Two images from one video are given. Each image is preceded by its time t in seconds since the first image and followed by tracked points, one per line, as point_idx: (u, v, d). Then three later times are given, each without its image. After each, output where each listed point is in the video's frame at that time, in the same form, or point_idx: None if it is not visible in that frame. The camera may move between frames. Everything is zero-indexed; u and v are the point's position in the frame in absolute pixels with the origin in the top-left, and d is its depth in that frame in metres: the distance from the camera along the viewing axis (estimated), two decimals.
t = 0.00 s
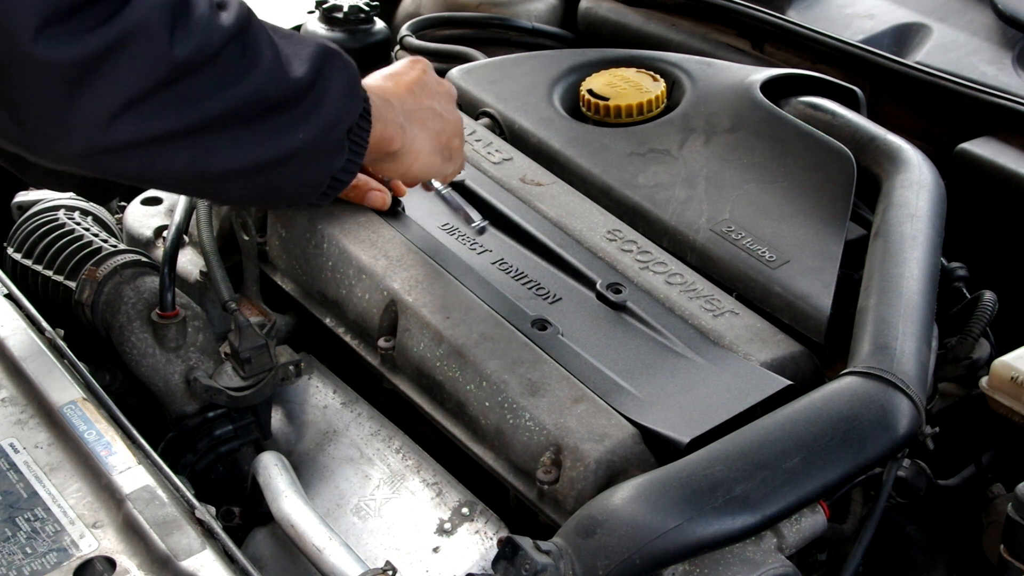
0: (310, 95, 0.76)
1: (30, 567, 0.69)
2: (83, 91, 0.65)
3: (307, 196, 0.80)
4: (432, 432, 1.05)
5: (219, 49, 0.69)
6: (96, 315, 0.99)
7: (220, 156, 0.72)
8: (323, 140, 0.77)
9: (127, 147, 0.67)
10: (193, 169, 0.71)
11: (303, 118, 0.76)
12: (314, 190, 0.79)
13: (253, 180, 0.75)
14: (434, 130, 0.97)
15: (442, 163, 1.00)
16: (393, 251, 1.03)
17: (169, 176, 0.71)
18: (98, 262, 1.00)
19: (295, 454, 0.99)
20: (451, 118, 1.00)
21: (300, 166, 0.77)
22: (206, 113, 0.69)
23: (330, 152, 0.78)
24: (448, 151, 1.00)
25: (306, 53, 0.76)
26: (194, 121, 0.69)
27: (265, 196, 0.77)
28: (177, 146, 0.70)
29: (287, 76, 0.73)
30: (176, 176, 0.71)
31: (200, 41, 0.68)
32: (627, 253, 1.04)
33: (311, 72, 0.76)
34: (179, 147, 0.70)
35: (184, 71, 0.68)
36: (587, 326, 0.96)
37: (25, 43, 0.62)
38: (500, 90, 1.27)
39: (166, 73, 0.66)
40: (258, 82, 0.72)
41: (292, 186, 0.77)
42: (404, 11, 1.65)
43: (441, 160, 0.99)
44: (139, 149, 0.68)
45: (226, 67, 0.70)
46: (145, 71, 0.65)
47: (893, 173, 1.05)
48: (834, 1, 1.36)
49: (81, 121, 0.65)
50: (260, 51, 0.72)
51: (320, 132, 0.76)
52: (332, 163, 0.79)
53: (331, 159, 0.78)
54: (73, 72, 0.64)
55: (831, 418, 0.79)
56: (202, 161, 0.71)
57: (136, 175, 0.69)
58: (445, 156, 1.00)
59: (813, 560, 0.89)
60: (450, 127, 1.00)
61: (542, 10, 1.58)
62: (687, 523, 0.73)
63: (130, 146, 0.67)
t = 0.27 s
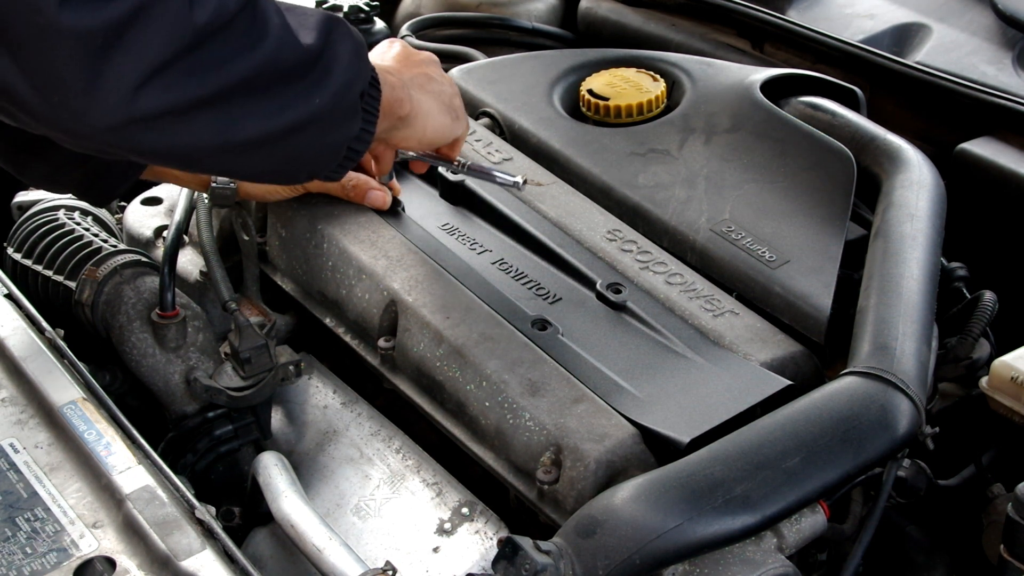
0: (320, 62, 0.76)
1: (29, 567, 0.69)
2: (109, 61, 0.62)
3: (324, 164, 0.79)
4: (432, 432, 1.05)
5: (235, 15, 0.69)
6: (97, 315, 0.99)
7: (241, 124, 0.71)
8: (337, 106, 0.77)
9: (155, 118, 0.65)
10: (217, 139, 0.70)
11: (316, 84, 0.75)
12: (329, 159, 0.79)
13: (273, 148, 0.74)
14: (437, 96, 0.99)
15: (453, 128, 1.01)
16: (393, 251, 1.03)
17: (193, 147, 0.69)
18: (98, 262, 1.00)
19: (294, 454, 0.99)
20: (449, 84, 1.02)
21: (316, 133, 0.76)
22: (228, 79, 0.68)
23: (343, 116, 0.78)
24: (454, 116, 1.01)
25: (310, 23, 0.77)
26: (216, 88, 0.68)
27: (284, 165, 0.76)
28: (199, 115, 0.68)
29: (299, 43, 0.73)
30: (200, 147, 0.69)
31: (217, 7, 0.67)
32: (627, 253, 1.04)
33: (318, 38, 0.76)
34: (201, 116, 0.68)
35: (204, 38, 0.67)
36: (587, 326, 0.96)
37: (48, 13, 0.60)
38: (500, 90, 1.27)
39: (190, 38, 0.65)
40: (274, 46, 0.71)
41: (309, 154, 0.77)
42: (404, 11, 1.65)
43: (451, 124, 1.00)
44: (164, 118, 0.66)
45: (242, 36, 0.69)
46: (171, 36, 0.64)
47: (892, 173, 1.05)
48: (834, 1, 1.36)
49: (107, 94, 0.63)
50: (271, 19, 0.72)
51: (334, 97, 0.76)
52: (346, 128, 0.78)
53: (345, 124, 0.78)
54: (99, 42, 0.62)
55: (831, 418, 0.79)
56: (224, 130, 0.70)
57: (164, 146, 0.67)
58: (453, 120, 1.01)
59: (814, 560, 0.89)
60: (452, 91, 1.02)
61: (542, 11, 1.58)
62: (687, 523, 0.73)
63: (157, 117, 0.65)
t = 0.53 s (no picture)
0: (314, 49, 0.76)
1: (29, 567, 0.69)
2: (106, 56, 0.64)
3: (320, 148, 0.80)
4: (432, 432, 1.05)
5: (229, 7, 0.69)
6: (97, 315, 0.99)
7: (238, 114, 0.72)
8: (330, 93, 0.77)
9: (152, 111, 0.67)
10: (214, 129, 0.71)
11: (310, 72, 0.75)
12: (324, 145, 0.80)
13: (269, 137, 0.75)
14: (426, 84, 0.99)
15: (441, 116, 1.01)
16: (393, 251, 1.03)
17: (190, 137, 0.70)
18: (98, 262, 1.00)
19: (294, 454, 0.99)
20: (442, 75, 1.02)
21: (310, 119, 0.77)
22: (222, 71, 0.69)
23: (337, 102, 0.78)
24: (443, 102, 1.01)
25: (302, 10, 0.76)
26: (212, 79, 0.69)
27: (280, 152, 0.77)
28: (196, 106, 0.70)
29: (291, 32, 0.73)
30: (197, 137, 0.71)
31: None
32: (627, 253, 1.04)
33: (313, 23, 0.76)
34: (199, 107, 0.70)
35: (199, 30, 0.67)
36: (587, 326, 0.96)
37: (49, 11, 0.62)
38: (500, 90, 1.27)
39: (185, 32, 0.66)
40: (268, 36, 0.71)
41: (304, 140, 0.78)
42: (404, 11, 1.64)
43: (438, 112, 1.00)
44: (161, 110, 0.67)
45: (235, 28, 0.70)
46: (166, 30, 0.65)
47: (893, 173, 1.05)
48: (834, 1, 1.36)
49: (107, 88, 0.65)
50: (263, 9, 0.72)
51: (326, 84, 0.76)
52: (339, 113, 0.79)
53: (339, 110, 0.79)
54: (96, 39, 0.63)
55: (831, 418, 0.79)
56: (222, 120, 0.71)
57: (162, 137, 0.69)
58: (441, 107, 1.01)
59: (814, 560, 0.89)
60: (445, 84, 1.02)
61: (542, 11, 1.58)
62: (687, 523, 0.73)
63: (154, 109, 0.67)
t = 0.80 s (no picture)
0: (289, 62, 0.77)
1: (30, 567, 0.69)
2: (89, 66, 0.65)
3: (290, 163, 0.80)
4: (432, 432, 1.05)
5: (209, 19, 0.70)
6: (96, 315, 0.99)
7: (214, 127, 0.73)
8: (305, 108, 0.78)
9: (130, 121, 0.68)
10: (192, 139, 0.72)
11: (284, 86, 0.76)
12: (297, 159, 0.80)
13: (243, 150, 0.76)
14: (396, 104, 0.96)
15: (405, 137, 0.99)
16: (393, 251, 1.03)
17: (167, 148, 0.71)
18: (99, 262, 1.00)
19: (294, 454, 0.99)
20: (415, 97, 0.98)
21: (284, 134, 0.78)
22: (200, 84, 0.70)
23: (312, 117, 0.79)
24: (412, 124, 0.99)
25: (277, 22, 0.77)
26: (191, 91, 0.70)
27: (253, 165, 0.78)
28: (174, 118, 0.71)
29: (267, 46, 0.74)
30: (174, 148, 0.72)
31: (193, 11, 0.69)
32: (627, 253, 1.04)
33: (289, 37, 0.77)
34: (178, 119, 0.71)
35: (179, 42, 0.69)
36: (587, 326, 0.96)
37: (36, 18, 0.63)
38: (500, 90, 1.27)
39: (164, 45, 0.67)
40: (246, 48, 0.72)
41: (279, 154, 0.78)
42: (404, 11, 1.64)
43: (404, 133, 0.98)
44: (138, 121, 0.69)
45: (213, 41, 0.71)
46: (146, 43, 0.66)
47: (893, 173, 1.05)
48: (834, 1, 1.36)
49: (88, 97, 0.66)
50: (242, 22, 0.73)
51: (300, 100, 0.77)
52: (312, 129, 0.79)
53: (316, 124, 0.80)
54: (80, 49, 0.65)
55: (831, 418, 0.79)
56: (199, 131, 0.72)
57: (142, 147, 0.70)
58: (409, 128, 0.99)
59: (814, 560, 0.89)
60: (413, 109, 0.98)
61: (543, 10, 1.58)
62: (688, 523, 0.73)
63: (132, 120, 0.68)
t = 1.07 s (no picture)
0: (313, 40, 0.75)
1: (29, 567, 0.69)
2: (108, 40, 0.63)
3: (318, 149, 0.79)
4: (432, 432, 1.05)
5: None
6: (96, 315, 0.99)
7: (241, 105, 0.71)
8: (330, 87, 0.76)
9: (156, 98, 0.66)
10: (219, 119, 0.70)
11: (311, 64, 0.74)
12: (324, 143, 0.79)
13: (268, 130, 0.74)
14: (416, 87, 0.96)
15: (431, 120, 0.99)
16: (393, 251, 1.03)
17: (193, 128, 0.69)
18: (98, 262, 1.00)
19: (294, 454, 0.99)
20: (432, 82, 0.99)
21: (311, 115, 0.76)
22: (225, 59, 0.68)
23: (337, 98, 0.77)
24: (434, 109, 0.99)
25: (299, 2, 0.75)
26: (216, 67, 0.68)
27: (280, 150, 0.76)
28: (200, 95, 0.69)
29: (291, 24, 0.72)
30: (200, 128, 0.70)
31: None
32: (627, 253, 1.04)
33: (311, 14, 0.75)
34: (203, 97, 0.69)
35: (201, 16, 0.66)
36: (587, 326, 0.96)
37: None
38: (500, 89, 1.27)
39: (189, 17, 0.65)
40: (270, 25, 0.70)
41: (306, 136, 0.77)
42: (404, 11, 1.64)
43: (428, 115, 0.98)
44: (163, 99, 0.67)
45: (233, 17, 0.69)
46: (170, 18, 0.64)
47: (893, 173, 1.05)
48: (834, 1, 1.36)
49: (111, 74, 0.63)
50: None
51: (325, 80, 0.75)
52: (336, 110, 0.78)
53: (338, 106, 0.78)
54: (100, 23, 0.62)
55: (831, 418, 0.79)
56: (227, 111, 0.70)
57: (165, 125, 0.68)
58: (432, 113, 0.99)
59: (814, 560, 0.89)
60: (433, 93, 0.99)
61: (543, 10, 1.58)
62: (687, 523, 0.73)
63: (158, 96, 0.66)
